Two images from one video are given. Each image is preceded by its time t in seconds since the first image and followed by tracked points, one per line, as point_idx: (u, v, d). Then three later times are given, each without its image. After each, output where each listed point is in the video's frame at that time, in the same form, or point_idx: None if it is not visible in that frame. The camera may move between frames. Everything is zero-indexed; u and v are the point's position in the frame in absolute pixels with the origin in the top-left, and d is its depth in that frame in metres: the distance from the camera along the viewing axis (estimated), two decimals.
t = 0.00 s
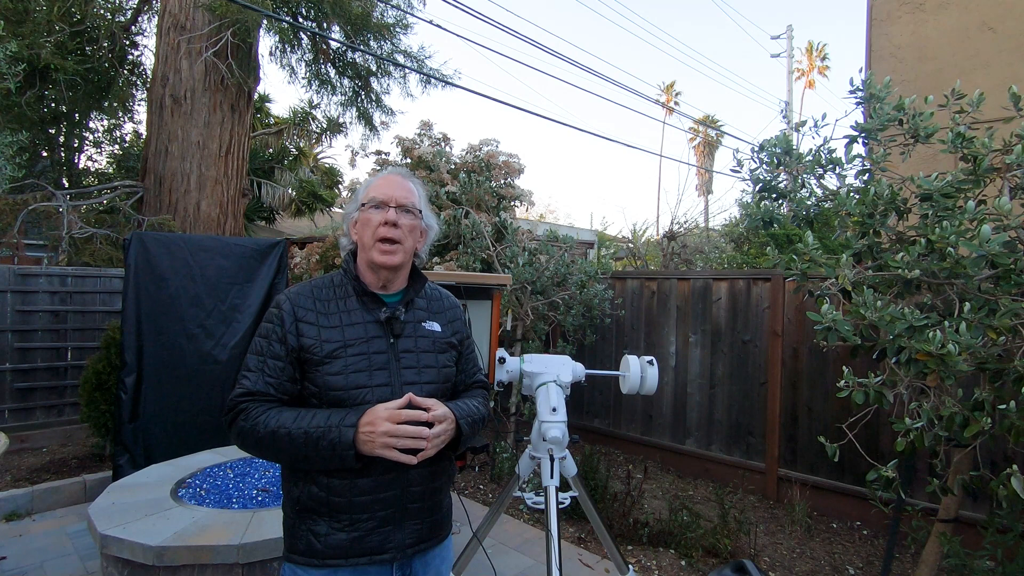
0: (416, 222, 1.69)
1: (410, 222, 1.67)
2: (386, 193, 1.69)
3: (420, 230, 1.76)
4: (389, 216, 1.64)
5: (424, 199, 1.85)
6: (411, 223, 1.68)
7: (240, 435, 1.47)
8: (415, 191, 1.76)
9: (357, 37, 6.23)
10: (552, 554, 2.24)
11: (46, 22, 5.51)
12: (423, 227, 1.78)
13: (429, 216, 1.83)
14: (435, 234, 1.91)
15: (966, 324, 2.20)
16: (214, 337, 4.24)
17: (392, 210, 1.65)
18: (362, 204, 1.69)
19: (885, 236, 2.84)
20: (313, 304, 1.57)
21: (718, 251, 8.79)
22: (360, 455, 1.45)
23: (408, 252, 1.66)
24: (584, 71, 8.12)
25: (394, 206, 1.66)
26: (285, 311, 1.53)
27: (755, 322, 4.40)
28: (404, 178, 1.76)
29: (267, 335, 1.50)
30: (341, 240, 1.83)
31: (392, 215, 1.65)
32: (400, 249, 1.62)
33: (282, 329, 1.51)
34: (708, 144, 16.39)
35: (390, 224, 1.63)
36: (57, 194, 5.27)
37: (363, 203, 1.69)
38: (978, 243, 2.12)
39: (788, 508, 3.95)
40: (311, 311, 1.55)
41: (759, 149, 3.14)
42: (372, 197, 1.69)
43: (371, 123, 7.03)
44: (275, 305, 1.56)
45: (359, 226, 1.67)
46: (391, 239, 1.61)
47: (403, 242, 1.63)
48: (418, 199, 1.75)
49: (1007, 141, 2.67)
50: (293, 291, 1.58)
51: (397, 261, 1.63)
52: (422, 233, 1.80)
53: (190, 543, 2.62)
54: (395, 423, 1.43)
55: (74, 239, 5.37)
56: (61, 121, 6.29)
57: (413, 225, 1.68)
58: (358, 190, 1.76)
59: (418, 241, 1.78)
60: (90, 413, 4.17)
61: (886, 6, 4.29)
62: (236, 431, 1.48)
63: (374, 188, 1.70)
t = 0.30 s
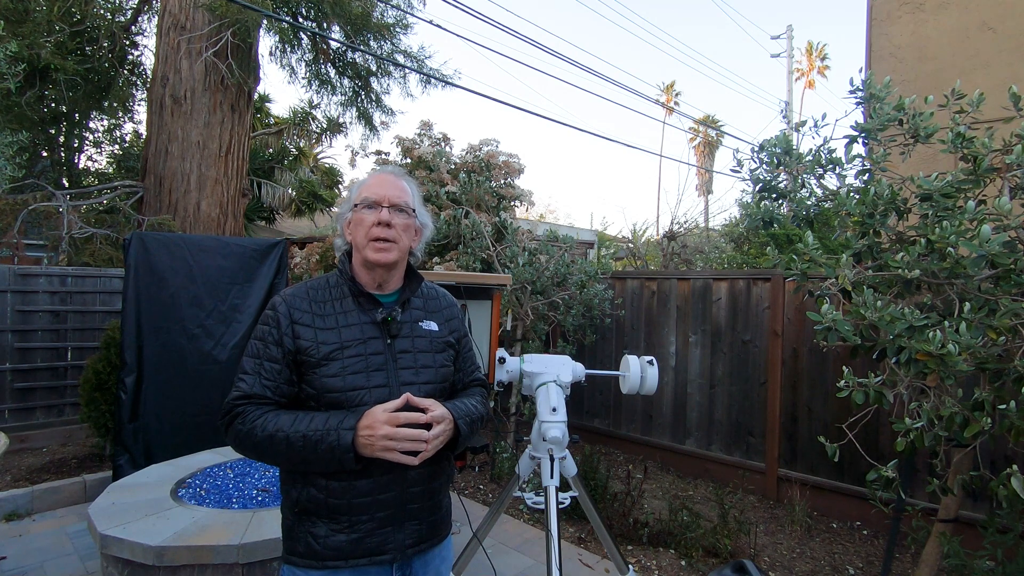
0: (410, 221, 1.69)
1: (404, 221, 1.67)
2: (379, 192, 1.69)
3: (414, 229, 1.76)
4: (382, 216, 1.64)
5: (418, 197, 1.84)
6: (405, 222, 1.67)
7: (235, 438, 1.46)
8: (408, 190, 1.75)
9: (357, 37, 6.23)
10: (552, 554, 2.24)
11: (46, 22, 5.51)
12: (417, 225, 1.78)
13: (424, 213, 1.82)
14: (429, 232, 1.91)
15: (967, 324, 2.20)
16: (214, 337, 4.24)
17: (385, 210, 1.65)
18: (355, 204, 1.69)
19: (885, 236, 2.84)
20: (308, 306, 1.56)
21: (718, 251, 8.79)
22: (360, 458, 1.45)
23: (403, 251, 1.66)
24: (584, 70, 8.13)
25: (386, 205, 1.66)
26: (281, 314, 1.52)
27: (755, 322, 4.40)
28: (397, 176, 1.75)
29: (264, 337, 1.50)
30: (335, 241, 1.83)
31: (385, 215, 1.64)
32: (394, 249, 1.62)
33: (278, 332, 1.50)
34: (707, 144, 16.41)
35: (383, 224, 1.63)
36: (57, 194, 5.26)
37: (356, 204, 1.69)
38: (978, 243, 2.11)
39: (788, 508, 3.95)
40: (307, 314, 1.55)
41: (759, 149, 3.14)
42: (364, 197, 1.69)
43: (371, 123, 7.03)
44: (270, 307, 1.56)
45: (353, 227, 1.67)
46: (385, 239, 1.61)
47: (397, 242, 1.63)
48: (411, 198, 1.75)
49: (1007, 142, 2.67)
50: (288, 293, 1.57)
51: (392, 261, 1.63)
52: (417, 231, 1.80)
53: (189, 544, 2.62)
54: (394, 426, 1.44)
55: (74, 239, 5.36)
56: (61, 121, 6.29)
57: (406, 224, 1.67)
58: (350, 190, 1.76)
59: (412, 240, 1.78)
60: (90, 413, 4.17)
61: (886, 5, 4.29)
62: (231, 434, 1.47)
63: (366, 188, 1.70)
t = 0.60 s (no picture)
0: (393, 215, 1.69)
1: (387, 216, 1.67)
2: (360, 190, 1.68)
3: (399, 223, 1.75)
4: (365, 213, 1.64)
5: (401, 191, 1.84)
6: (389, 218, 1.67)
7: (231, 443, 1.48)
8: (390, 185, 1.75)
9: (357, 37, 6.23)
10: (552, 554, 2.24)
11: (46, 22, 5.51)
12: (401, 219, 1.78)
13: (407, 207, 1.82)
14: (415, 226, 1.91)
15: (967, 324, 2.20)
16: (214, 337, 4.24)
17: (367, 207, 1.65)
18: (337, 204, 1.69)
19: (885, 236, 2.85)
20: (299, 309, 1.56)
21: (718, 251, 8.80)
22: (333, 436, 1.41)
23: (389, 247, 1.66)
24: (584, 71, 8.13)
25: (368, 202, 1.66)
26: (272, 318, 1.52)
27: (755, 322, 4.40)
28: (378, 172, 1.75)
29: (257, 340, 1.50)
30: (321, 242, 1.82)
31: (368, 212, 1.64)
32: (380, 245, 1.62)
33: (270, 336, 1.50)
34: (707, 145, 16.45)
35: (366, 221, 1.63)
36: (57, 194, 5.26)
37: (337, 203, 1.68)
38: (978, 243, 2.11)
39: (788, 508, 3.95)
40: (298, 316, 1.55)
41: (759, 149, 3.15)
42: (345, 195, 1.68)
43: (372, 123, 7.03)
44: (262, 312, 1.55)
45: (337, 226, 1.67)
46: (370, 236, 1.61)
47: (383, 238, 1.63)
48: (394, 192, 1.75)
49: (1007, 142, 2.67)
50: (278, 298, 1.57)
51: (379, 257, 1.63)
52: (402, 225, 1.80)
53: (190, 544, 2.62)
54: (355, 395, 1.38)
55: (74, 239, 5.35)
56: (61, 121, 6.29)
57: (391, 219, 1.67)
58: (332, 189, 1.76)
59: (398, 235, 1.78)
60: (90, 413, 4.17)
61: (886, 6, 4.29)
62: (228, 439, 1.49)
63: (348, 186, 1.70)
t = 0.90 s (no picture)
0: (387, 215, 1.69)
1: (381, 216, 1.67)
2: (353, 190, 1.69)
3: (394, 223, 1.76)
4: (358, 213, 1.64)
5: (396, 190, 1.84)
6: (382, 217, 1.67)
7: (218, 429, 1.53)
8: (384, 184, 1.76)
9: (357, 37, 6.23)
10: (552, 554, 2.24)
11: (46, 22, 5.51)
12: (396, 219, 1.78)
13: (401, 207, 1.82)
14: (410, 225, 1.92)
15: (967, 325, 2.20)
16: (214, 337, 4.24)
17: (360, 207, 1.65)
18: (331, 204, 1.69)
19: (885, 236, 2.85)
20: (295, 312, 1.56)
21: (718, 251, 8.80)
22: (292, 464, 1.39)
23: (383, 247, 1.66)
24: (584, 71, 8.14)
25: (362, 202, 1.66)
26: (268, 321, 1.52)
27: (755, 322, 4.40)
28: (371, 171, 1.75)
29: (252, 344, 1.49)
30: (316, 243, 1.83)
31: (361, 211, 1.64)
32: (374, 245, 1.62)
33: (264, 340, 1.50)
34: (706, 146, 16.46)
35: (360, 221, 1.63)
36: (57, 194, 5.25)
37: (331, 204, 1.69)
38: (978, 243, 2.11)
39: (788, 508, 3.95)
40: (294, 320, 1.55)
41: (759, 149, 3.15)
42: (339, 195, 1.69)
43: (372, 123, 7.03)
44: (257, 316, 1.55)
45: (331, 226, 1.67)
46: (364, 236, 1.61)
47: (377, 237, 1.63)
48: (388, 191, 1.75)
49: (1007, 141, 2.67)
50: (273, 301, 1.57)
51: (373, 257, 1.63)
52: (396, 224, 1.81)
53: (190, 544, 2.62)
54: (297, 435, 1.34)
55: (74, 239, 5.35)
56: (61, 121, 6.29)
57: (385, 219, 1.67)
58: (326, 189, 1.76)
59: (393, 234, 1.78)
60: (90, 413, 4.17)
61: (886, 6, 4.29)
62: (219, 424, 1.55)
63: (341, 186, 1.70)
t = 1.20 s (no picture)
0: (386, 216, 1.69)
1: (380, 216, 1.67)
2: (353, 189, 1.68)
3: (392, 223, 1.76)
4: (357, 213, 1.64)
5: (394, 191, 1.84)
6: (382, 218, 1.67)
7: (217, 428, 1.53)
8: (383, 185, 1.76)
9: (357, 37, 6.23)
10: (552, 554, 2.24)
11: (46, 22, 5.51)
12: (394, 219, 1.78)
13: (400, 207, 1.82)
14: (407, 226, 1.92)
15: (967, 324, 2.20)
16: (214, 337, 4.24)
17: (360, 207, 1.65)
18: (330, 203, 1.69)
19: (885, 236, 2.86)
20: (291, 312, 1.56)
21: (718, 251, 8.80)
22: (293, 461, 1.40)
23: (382, 248, 1.66)
24: (584, 70, 8.15)
25: (361, 202, 1.66)
26: (264, 321, 1.52)
27: (755, 322, 4.40)
28: (370, 171, 1.75)
29: (247, 345, 1.49)
30: (313, 243, 1.83)
31: (361, 212, 1.64)
32: (373, 246, 1.62)
33: (260, 340, 1.50)
34: (706, 145, 16.48)
35: (359, 222, 1.63)
36: (57, 194, 5.25)
37: (330, 203, 1.69)
38: (978, 243, 2.11)
39: (788, 507, 3.95)
40: (290, 320, 1.54)
41: (759, 149, 3.15)
42: (339, 195, 1.69)
43: (371, 123, 7.03)
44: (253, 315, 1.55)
45: (330, 226, 1.67)
46: (363, 237, 1.61)
47: (375, 238, 1.63)
48: (387, 191, 1.76)
49: (1007, 141, 2.67)
50: (270, 299, 1.57)
51: (371, 258, 1.63)
52: (394, 225, 1.81)
53: (190, 544, 2.62)
54: (304, 430, 1.34)
55: (75, 239, 5.35)
56: (60, 121, 6.29)
57: (383, 219, 1.67)
58: (325, 189, 1.76)
59: (391, 235, 1.78)
60: (90, 413, 4.17)
61: (886, 6, 4.29)
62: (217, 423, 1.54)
63: (340, 185, 1.70)
